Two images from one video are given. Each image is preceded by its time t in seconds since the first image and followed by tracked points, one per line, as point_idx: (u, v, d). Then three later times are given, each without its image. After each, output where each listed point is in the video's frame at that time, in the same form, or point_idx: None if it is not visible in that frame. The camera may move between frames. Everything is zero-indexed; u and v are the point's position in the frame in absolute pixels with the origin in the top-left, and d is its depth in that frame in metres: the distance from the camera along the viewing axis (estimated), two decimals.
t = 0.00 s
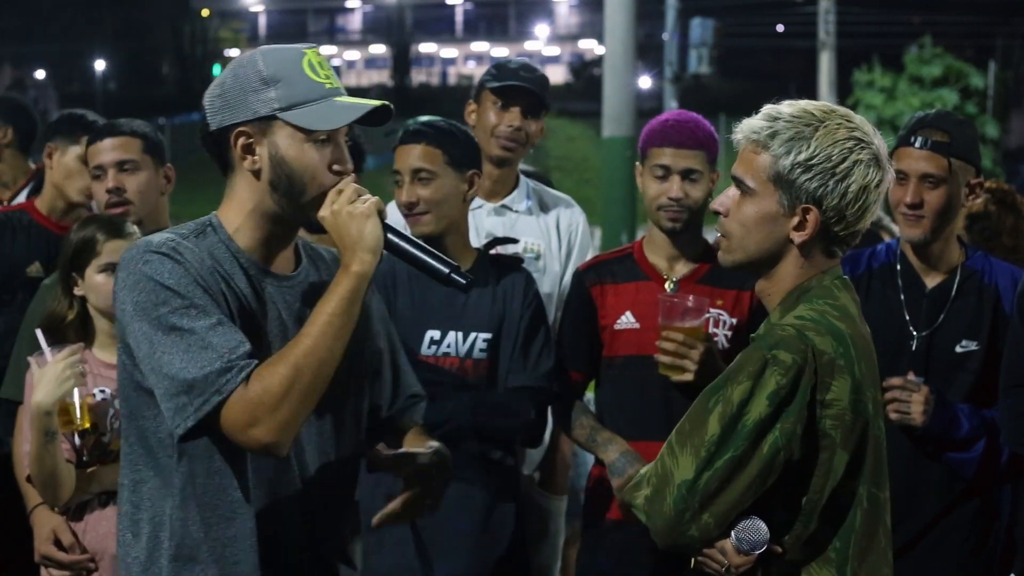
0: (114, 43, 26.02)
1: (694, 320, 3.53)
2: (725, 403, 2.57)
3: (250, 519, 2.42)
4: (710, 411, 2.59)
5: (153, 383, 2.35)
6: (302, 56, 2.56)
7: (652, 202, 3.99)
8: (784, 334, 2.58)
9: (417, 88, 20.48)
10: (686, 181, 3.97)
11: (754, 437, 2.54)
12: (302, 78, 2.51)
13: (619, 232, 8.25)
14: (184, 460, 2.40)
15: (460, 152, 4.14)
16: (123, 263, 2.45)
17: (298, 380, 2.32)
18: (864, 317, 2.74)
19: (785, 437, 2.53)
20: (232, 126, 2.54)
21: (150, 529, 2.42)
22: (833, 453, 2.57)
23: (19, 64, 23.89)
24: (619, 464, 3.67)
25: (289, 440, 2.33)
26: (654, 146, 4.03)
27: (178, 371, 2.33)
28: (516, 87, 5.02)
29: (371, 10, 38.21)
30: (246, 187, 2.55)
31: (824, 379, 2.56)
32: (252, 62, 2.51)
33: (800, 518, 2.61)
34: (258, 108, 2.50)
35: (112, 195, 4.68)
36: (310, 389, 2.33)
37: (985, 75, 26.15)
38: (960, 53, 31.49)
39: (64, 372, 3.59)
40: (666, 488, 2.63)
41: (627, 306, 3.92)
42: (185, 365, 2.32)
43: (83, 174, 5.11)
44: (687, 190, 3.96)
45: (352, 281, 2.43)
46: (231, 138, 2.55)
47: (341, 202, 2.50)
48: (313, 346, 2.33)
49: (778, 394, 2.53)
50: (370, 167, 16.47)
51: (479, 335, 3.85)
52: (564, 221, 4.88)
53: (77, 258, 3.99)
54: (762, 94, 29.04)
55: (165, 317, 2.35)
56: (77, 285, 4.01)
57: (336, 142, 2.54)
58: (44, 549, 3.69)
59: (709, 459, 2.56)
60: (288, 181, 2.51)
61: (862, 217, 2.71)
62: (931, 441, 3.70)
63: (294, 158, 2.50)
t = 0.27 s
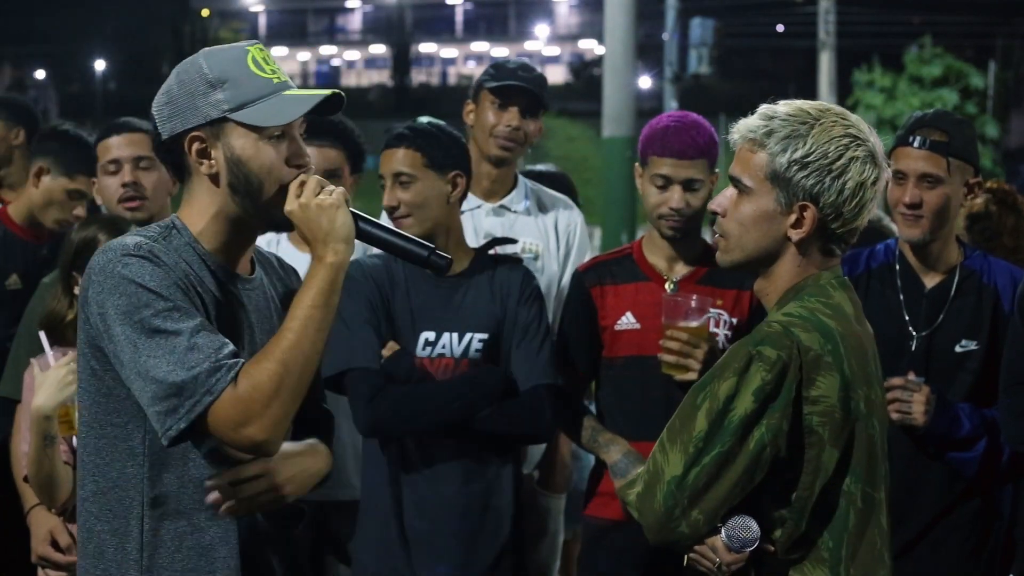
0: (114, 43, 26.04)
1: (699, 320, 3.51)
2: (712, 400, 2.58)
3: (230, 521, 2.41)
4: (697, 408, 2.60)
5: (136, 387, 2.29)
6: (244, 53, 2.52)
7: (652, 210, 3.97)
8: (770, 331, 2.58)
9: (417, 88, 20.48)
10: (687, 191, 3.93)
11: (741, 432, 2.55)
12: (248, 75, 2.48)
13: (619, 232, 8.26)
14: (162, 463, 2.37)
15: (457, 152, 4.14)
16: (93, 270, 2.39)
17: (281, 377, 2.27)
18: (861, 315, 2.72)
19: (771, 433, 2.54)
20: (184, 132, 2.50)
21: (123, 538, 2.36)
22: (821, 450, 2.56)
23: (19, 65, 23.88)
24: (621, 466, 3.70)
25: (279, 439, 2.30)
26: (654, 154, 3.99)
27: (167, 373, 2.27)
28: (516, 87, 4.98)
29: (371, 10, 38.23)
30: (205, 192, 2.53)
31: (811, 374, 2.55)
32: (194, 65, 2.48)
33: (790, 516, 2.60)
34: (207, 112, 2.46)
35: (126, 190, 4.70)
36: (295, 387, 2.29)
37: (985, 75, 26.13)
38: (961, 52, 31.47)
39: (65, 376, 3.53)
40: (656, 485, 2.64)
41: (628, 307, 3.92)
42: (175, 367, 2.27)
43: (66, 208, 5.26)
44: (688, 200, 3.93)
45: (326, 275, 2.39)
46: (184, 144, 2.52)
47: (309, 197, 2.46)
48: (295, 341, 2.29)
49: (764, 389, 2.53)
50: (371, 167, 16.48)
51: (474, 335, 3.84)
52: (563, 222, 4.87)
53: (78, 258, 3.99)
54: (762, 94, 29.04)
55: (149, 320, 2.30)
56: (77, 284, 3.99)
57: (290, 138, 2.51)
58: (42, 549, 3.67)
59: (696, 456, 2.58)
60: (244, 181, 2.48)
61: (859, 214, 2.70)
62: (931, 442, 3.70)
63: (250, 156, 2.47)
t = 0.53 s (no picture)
0: (114, 43, 26.05)
1: (700, 320, 3.52)
2: (717, 403, 2.58)
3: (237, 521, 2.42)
4: (702, 411, 2.60)
5: (145, 380, 2.29)
6: (265, 55, 2.53)
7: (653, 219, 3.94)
8: (775, 334, 2.58)
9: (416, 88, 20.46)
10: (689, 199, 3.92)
11: (747, 436, 2.55)
12: (266, 77, 2.49)
13: (618, 231, 8.26)
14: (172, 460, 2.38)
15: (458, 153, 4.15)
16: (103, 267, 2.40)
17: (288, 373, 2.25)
18: (862, 315, 2.72)
19: (778, 436, 2.53)
20: (200, 131, 2.52)
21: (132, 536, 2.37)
22: (827, 452, 2.56)
23: (18, 64, 23.86)
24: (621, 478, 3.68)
25: (287, 433, 2.28)
26: (654, 162, 3.97)
27: (177, 365, 2.27)
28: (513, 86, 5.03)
29: (371, 10, 38.25)
30: (216, 192, 2.54)
31: (817, 377, 2.55)
32: (215, 64, 2.49)
33: (796, 518, 2.60)
34: (224, 110, 2.48)
35: (143, 191, 4.78)
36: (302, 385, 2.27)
37: (985, 76, 26.11)
38: (961, 52, 31.46)
39: (71, 382, 3.57)
40: (661, 489, 2.64)
41: (630, 306, 3.90)
42: (185, 360, 2.28)
43: (47, 198, 5.15)
44: (690, 208, 3.92)
45: (334, 274, 2.37)
46: (199, 143, 2.53)
47: (317, 197, 2.44)
48: (303, 338, 2.28)
49: (770, 393, 2.53)
50: (370, 167, 16.46)
51: (473, 332, 3.84)
52: (560, 221, 4.87)
53: (80, 258, 4.00)
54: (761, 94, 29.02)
55: (158, 313, 2.31)
56: (78, 284, 3.99)
57: (305, 142, 2.53)
58: (41, 550, 3.67)
59: (703, 460, 2.58)
60: (257, 182, 2.49)
61: (859, 217, 2.70)
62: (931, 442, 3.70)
63: (264, 157, 2.48)
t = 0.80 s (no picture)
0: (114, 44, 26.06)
1: (704, 321, 3.53)
2: (715, 401, 2.58)
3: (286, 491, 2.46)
4: (700, 410, 2.60)
5: (184, 340, 2.35)
6: (317, 52, 2.60)
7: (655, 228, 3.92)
8: (773, 332, 2.59)
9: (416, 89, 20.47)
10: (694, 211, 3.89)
11: (745, 434, 2.55)
12: (316, 71, 2.56)
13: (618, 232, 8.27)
14: (218, 431, 2.43)
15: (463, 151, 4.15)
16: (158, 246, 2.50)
17: (317, 323, 2.27)
18: (861, 317, 2.73)
19: (775, 434, 2.54)
20: (250, 122, 2.58)
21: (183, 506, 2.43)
22: (824, 451, 2.57)
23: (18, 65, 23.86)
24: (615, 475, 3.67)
25: (317, 385, 2.28)
26: (653, 172, 3.93)
27: (213, 321, 2.32)
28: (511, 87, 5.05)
29: (371, 10, 38.29)
30: (265, 183, 2.59)
31: (814, 375, 2.56)
32: (268, 59, 2.58)
33: (794, 517, 2.61)
34: (274, 101, 2.54)
35: (144, 192, 4.79)
36: (332, 337, 2.28)
37: (985, 75, 26.11)
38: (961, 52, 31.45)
39: (71, 380, 3.66)
40: (658, 488, 2.64)
41: (633, 306, 3.91)
42: (221, 315, 2.32)
43: (52, 210, 5.15)
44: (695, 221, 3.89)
45: (371, 242, 2.39)
46: (249, 132, 2.59)
47: (355, 176, 2.49)
48: (335, 295, 2.31)
49: (767, 391, 2.54)
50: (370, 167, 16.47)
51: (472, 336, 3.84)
52: (559, 221, 4.88)
53: (78, 259, 4.01)
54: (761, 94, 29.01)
55: (200, 277, 2.38)
56: (78, 284, 4.01)
57: (351, 136, 2.58)
58: (42, 550, 3.66)
59: (700, 458, 2.58)
60: (302, 171, 2.54)
61: (859, 216, 2.71)
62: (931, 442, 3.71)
63: (310, 148, 2.54)
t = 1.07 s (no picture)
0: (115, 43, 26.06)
1: (708, 323, 3.49)
2: (706, 398, 2.57)
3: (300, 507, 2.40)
4: (692, 406, 2.60)
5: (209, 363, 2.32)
6: (328, 56, 2.56)
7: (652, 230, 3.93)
8: (764, 327, 2.58)
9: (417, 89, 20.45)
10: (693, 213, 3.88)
11: (736, 429, 2.54)
12: (327, 75, 2.52)
13: (619, 232, 8.28)
14: (237, 447, 2.38)
15: (464, 151, 4.15)
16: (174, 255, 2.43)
17: (343, 355, 2.26)
18: (857, 314, 2.72)
19: (766, 430, 2.53)
20: (267, 131, 2.55)
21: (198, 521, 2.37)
22: (816, 446, 2.56)
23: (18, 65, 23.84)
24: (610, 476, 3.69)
25: (341, 414, 2.27)
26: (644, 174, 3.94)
27: (240, 346, 2.29)
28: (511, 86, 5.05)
29: (371, 10, 38.28)
30: (285, 190, 2.55)
31: (804, 370, 2.56)
32: (280, 65, 2.53)
33: (786, 513, 2.59)
34: (288, 110, 2.51)
35: (152, 190, 4.82)
36: (358, 368, 2.27)
37: (985, 76, 26.09)
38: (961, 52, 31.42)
39: (72, 378, 3.59)
40: (652, 485, 2.63)
41: (636, 310, 3.91)
42: (247, 340, 2.29)
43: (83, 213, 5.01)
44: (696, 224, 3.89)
45: (395, 260, 2.38)
46: (266, 142, 2.56)
47: (379, 190, 2.45)
48: (361, 321, 2.29)
49: (758, 386, 2.53)
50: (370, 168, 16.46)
51: (469, 336, 3.84)
52: (560, 222, 4.86)
53: (79, 258, 4.03)
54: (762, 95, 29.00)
55: (224, 295, 2.34)
56: (78, 283, 4.02)
57: (366, 138, 2.54)
58: (42, 549, 3.65)
59: (693, 454, 2.57)
60: (322, 179, 2.51)
61: (853, 209, 2.69)
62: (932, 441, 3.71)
63: (327, 154, 2.50)
